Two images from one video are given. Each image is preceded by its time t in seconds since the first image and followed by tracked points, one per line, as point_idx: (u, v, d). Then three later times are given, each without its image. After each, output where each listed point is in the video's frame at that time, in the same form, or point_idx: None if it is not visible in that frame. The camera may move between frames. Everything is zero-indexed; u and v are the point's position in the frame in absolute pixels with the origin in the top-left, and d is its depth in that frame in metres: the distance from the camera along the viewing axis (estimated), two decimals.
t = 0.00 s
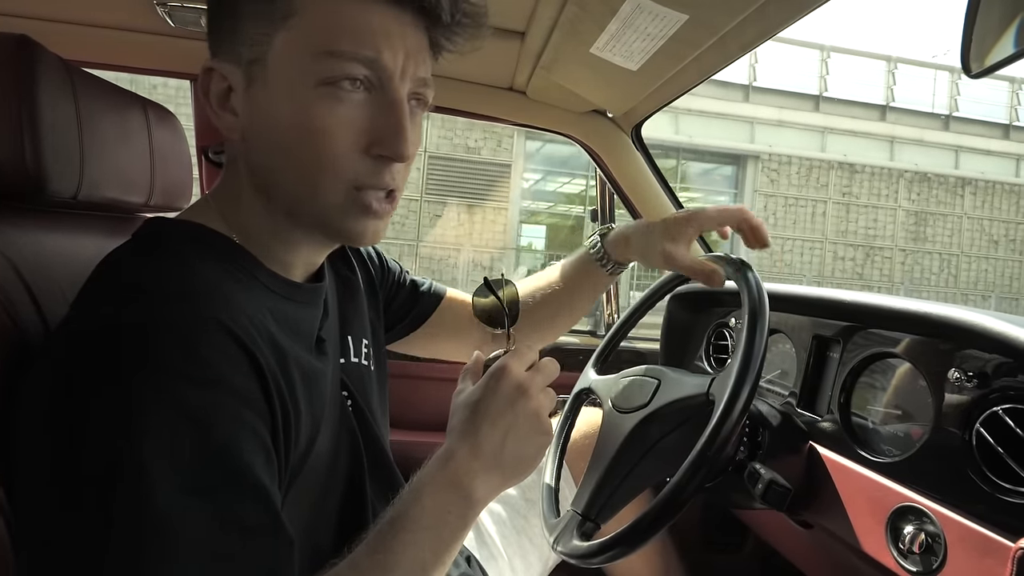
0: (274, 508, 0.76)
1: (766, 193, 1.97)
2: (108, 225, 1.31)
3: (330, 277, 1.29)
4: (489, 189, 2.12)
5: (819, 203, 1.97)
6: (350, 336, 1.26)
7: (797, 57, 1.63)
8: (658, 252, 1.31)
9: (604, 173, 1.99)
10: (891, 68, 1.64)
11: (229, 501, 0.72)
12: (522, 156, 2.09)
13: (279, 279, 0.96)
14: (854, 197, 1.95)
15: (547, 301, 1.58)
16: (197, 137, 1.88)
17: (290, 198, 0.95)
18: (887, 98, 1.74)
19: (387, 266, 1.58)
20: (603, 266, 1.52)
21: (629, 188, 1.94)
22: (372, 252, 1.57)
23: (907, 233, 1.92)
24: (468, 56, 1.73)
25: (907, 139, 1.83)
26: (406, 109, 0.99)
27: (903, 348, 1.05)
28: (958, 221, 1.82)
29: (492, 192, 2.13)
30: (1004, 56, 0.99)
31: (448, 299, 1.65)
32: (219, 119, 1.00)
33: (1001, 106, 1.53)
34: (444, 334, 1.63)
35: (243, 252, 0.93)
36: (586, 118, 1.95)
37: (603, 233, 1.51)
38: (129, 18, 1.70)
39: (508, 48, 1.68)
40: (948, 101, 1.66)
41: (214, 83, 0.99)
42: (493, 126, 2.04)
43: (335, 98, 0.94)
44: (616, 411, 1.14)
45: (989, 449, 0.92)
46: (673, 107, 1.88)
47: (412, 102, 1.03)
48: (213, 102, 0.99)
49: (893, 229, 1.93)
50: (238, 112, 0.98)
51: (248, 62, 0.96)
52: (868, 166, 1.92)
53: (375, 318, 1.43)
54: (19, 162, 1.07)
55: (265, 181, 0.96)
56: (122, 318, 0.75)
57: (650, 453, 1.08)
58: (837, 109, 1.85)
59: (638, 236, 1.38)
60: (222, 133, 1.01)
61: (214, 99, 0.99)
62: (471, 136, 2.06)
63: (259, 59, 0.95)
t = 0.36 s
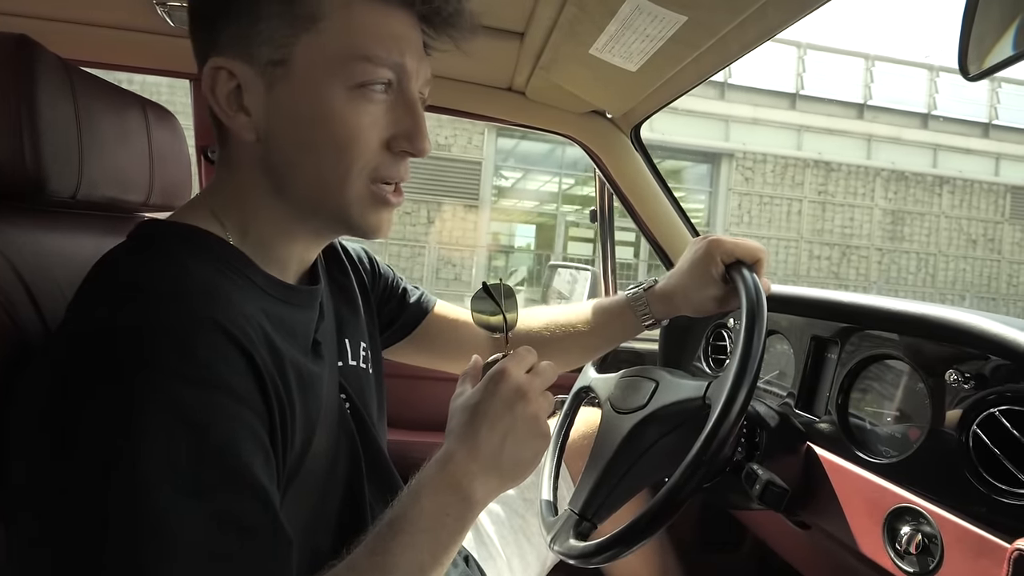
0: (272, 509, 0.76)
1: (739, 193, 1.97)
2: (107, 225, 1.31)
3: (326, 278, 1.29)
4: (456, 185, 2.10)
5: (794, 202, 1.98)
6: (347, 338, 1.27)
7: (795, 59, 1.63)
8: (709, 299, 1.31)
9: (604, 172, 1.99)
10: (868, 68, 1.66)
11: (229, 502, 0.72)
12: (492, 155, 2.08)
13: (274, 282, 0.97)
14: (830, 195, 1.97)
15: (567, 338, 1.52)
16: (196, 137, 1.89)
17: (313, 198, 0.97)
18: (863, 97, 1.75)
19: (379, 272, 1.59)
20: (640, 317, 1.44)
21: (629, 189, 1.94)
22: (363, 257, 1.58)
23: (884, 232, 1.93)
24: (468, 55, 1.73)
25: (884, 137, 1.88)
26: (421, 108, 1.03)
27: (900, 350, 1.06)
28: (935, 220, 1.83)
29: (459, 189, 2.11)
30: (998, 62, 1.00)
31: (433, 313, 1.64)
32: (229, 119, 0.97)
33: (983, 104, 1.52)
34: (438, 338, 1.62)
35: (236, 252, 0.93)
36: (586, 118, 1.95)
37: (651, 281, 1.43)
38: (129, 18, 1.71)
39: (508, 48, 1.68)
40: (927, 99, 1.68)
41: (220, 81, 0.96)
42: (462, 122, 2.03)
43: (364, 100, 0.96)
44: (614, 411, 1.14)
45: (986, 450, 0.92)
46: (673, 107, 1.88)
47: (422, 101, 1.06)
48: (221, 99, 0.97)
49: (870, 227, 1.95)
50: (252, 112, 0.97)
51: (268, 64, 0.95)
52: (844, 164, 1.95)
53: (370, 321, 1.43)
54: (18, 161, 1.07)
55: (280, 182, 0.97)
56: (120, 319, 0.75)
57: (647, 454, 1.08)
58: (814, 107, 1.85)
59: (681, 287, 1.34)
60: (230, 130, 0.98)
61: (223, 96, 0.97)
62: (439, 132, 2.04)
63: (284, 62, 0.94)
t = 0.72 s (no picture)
0: (273, 506, 0.76)
1: (720, 189, 1.95)
2: (107, 220, 1.31)
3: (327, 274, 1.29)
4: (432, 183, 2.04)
5: (775, 198, 1.93)
6: (349, 334, 1.26)
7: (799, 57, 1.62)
8: (712, 297, 1.30)
9: (606, 170, 1.98)
10: (856, 63, 1.65)
11: (229, 501, 0.72)
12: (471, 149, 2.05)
13: (271, 278, 0.96)
14: (813, 192, 1.91)
15: (570, 338, 1.50)
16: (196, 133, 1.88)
17: (312, 189, 0.96)
18: (849, 92, 1.74)
19: (380, 272, 1.58)
20: (643, 320, 1.43)
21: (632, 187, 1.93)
22: (365, 255, 1.57)
23: (868, 230, 1.85)
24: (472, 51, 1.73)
25: (869, 134, 1.84)
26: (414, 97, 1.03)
27: (905, 350, 1.05)
28: (921, 217, 1.81)
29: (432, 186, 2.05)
30: (1007, 58, 0.99)
31: (436, 315, 1.63)
32: (223, 113, 0.96)
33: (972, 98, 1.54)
34: (438, 337, 1.61)
35: (233, 250, 0.92)
36: (588, 116, 1.94)
37: (652, 282, 1.43)
38: (129, 13, 1.70)
39: (511, 45, 1.68)
40: (913, 96, 1.68)
41: (211, 73, 0.95)
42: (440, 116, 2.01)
43: (358, 89, 0.97)
44: (616, 410, 1.14)
45: (992, 451, 0.91)
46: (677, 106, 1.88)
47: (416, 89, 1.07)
48: (213, 92, 0.96)
49: (853, 225, 1.87)
50: (246, 105, 0.96)
51: (259, 54, 0.94)
52: (827, 160, 1.89)
53: (372, 319, 1.43)
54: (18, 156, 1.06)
55: (277, 178, 0.96)
56: (116, 316, 0.75)
57: (650, 453, 1.08)
58: (799, 102, 1.82)
59: (683, 287, 1.33)
60: (223, 124, 0.98)
61: (214, 89, 0.96)
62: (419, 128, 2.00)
63: (275, 52, 0.94)
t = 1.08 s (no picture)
0: (276, 505, 0.76)
1: (707, 182, 1.96)
2: (113, 220, 1.31)
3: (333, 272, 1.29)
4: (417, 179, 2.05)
5: (763, 192, 1.94)
6: (355, 331, 1.26)
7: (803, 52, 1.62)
8: (719, 295, 1.30)
9: (609, 167, 1.97)
10: (844, 55, 1.65)
11: (233, 500, 0.72)
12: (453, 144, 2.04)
13: (276, 276, 0.96)
14: (801, 185, 1.91)
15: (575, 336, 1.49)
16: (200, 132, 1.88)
17: (283, 185, 0.95)
18: (836, 86, 1.75)
19: (389, 271, 1.57)
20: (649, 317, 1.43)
21: (636, 184, 1.92)
22: (372, 254, 1.57)
23: (856, 223, 1.88)
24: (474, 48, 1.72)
25: (858, 127, 1.85)
26: (400, 95, 0.99)
27: (911, 347, 1.05)
28: (910, 211, 1.82)
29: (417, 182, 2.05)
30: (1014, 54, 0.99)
31: (443, 313, 1.63)
32: (218, 109, 1.00)
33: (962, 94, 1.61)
34: (443, 334, 1.61)
35: (238, 248, 0.92)
36: (591, 112, 1.94)
37: (658, 280, 1.43)
38: (133, 13, 1.70)
39: (514, 42, 1.68)
40: (903, 89, 1.70)
41: (214, 72, 0.99)
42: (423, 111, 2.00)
43: (328, 80, 0.95)
44: (621, 407, 1.13)
45: (999, 447, 0.91)
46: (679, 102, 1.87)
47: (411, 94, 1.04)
48: (212, 89, 1.00)
49: (842, 220, 1.90)
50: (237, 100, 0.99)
51: (249, 49, 0.97)
52: (815, 154, 1.91)
53: (379, 317, 1.43)
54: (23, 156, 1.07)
55: (260, 172, 0.96)
56: (121, 315, 0.75)
57: (654, 451, 1.08)
58: (785, 97, 1.85)
59: (689, 286, 1.33)
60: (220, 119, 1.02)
61: (214, 87, 0.99)
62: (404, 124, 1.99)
63: (258, 46, 0.96)
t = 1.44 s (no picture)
0: (279, 502, 0.76)
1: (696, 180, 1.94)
2: (112, 219, 1.31)
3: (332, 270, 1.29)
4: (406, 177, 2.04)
5: (752, 189, 1.94)
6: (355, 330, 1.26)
7: (800, 47, 1.61)
8: (719, 289, 1.30)
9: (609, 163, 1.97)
10: (834, 51, 1.65)
11: (236, 497, 0.72)
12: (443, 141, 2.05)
13: (277, 274, 0.96)
14: (790, 181, 1.92)
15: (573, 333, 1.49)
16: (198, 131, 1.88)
17: (270, 178, 0.95)
18: (826, 81, 1.76)
19: (388, 270, 1.57)
20: (649, 313, 1.44)
21: (636, 180, 1.92)
22: (371, 252, 1.57)
23: (847, 220, 1.89)
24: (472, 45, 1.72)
25: (848, 122, 1.86)
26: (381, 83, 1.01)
27: (912, 341, 1.05)
28: (901, 207, 1.84)
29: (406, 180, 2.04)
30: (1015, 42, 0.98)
31: (443, 312, 1.63)
32: (208, 103, 1.03)
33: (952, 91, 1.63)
34: (443, 332, 1.62)
35: (238, 245, 0.92)
36: (591, 109, 1.94)
37: (657, 275, 1.43)
38: (130, 12, 1.70)
39: (512, 38, 1.67)
40: (894, 83, 1.70)
41: (205, 66, 1.02)
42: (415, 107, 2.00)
43: (309, 68, 0.96)
44: (621, 403, 1.13)
45: (998, 438, 0.91)
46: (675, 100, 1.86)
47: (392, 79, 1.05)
48: (204, 84, 1.02)
49: (832, 217, 1.90)
50: (223, 94, 1.01)
51: (234, 41, 0.99)
52: (804, 151, 1.91)
53: (378, 316, 1.43)
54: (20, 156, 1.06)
55: (249, 164, 0.96)
56: (123, 313, 0.75)
57: (655, 446, 1.08)
58: (774, 92, 1.82)
59: (689, 281, 1.33)
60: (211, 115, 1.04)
61: (206, 82, 1.02)
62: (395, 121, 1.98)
63: (242, 37, 0.98)
